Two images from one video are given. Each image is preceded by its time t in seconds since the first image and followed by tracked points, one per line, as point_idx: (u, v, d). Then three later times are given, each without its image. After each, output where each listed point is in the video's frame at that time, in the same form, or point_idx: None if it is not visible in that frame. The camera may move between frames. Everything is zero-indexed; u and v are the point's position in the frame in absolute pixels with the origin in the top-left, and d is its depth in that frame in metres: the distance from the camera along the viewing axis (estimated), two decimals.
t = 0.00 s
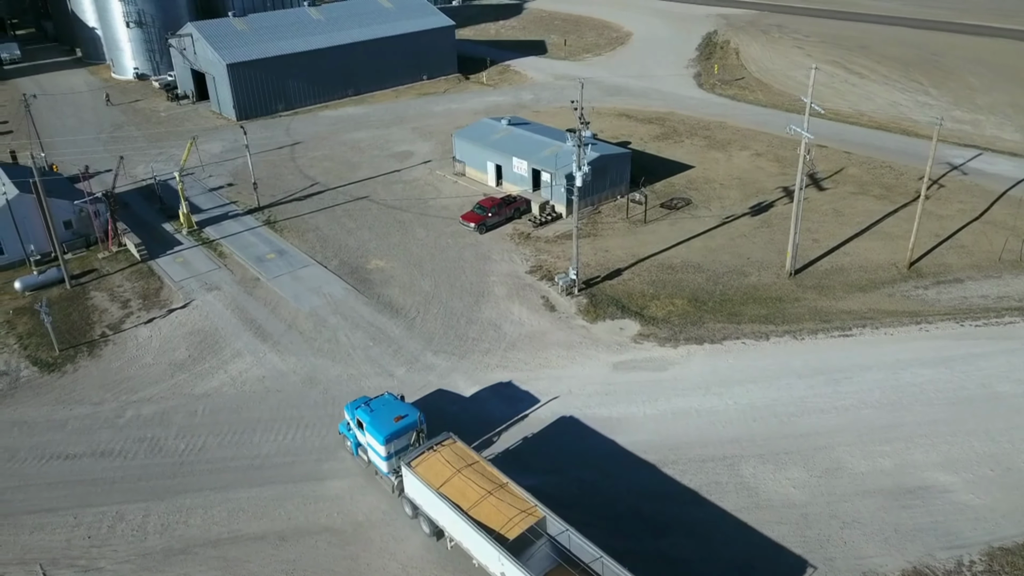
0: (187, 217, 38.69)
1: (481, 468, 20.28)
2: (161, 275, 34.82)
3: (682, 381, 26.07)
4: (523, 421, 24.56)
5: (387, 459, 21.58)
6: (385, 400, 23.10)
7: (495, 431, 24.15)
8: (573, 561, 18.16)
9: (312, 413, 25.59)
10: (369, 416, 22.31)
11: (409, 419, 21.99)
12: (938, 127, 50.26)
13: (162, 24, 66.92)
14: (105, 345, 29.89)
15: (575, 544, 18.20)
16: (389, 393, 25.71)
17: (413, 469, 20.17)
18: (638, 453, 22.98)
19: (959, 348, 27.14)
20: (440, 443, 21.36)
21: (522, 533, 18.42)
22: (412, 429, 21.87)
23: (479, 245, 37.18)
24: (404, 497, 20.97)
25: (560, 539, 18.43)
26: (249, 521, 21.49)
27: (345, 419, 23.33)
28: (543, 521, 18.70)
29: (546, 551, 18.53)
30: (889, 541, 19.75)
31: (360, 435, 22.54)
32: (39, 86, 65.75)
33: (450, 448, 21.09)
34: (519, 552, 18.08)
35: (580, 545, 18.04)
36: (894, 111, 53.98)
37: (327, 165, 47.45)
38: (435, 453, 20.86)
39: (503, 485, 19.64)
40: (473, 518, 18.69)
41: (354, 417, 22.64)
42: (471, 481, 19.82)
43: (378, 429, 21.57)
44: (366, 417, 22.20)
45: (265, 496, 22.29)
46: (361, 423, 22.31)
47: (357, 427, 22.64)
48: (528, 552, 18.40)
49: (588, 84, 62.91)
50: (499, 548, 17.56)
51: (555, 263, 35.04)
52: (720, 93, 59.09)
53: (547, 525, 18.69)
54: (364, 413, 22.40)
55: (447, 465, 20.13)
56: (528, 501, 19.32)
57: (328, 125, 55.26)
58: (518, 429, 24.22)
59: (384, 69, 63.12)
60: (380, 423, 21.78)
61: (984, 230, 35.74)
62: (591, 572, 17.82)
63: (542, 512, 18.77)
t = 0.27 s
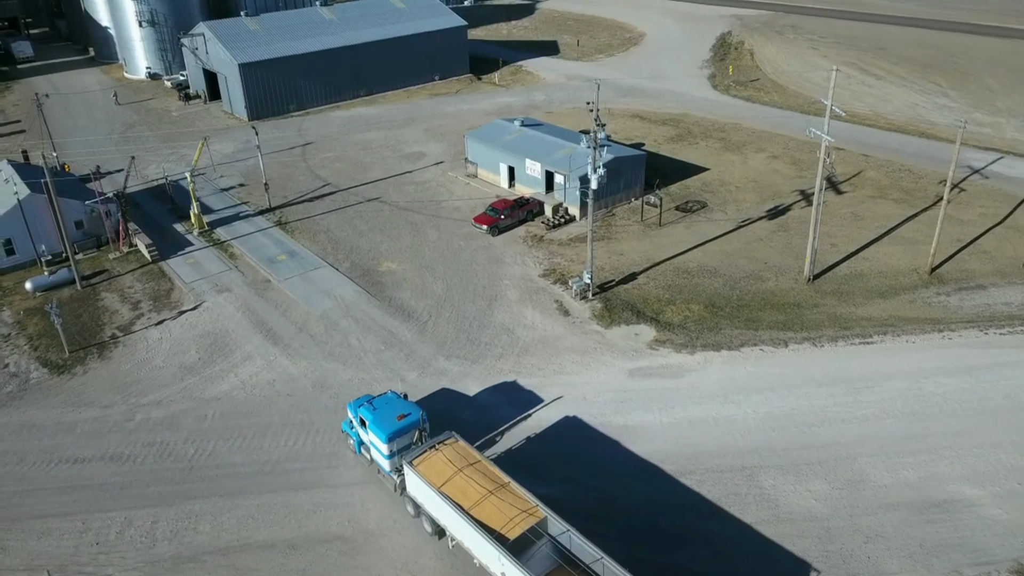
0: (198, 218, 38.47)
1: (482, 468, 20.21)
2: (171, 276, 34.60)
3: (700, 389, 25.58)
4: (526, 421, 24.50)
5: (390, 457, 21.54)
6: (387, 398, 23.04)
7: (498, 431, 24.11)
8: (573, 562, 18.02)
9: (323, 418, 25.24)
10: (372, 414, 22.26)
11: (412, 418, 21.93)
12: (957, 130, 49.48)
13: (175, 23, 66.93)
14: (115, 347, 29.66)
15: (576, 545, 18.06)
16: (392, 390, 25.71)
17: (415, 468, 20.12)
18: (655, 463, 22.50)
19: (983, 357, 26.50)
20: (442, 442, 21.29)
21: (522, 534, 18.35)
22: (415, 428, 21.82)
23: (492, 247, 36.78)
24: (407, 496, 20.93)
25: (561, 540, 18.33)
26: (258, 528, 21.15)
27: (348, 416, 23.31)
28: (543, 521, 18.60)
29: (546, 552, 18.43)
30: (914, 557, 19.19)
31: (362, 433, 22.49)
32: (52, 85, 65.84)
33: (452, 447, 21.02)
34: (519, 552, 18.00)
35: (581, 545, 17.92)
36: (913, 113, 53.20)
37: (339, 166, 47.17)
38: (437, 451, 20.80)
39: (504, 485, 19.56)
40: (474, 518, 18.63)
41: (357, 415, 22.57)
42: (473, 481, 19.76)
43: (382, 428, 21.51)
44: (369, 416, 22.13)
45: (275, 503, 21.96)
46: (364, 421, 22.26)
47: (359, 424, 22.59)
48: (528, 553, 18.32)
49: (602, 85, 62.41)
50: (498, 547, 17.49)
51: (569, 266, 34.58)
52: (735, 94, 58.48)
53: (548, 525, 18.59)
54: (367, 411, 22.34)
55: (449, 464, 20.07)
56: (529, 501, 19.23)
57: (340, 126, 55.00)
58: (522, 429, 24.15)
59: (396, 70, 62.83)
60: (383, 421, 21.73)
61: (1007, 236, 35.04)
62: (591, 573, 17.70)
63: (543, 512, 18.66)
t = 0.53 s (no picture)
0: (210, 219, 38.19)
1: (484, 467, 20.07)
2: (182, 278, 34.31)
3: (719, 398, 25.04)
4: (529, 420, 24.49)
5: (391, 455, 21.39)
6: (390, 397, 22.95)
7: (501, 430, 24.10)
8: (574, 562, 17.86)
9: (335, 425, 24.84)
10: (375, 412, 22.15)
11: (414, 416, 21.80)
12: (978, 133, 48.65)
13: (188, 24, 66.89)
14: (125, 350, 29.37)
15: (577, 545, 17.90)
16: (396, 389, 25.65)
17: (416, 467, 20.01)
18: (673, 475, 21.97)
19: (1011, 367, 25.82)
20: (444, 440, 21.13)
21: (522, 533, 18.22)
22: (417, 426, 21.72)
23: (505, 251, 36.33)
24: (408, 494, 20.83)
25: (561, 540, 18.19)
26: (269, 538, 20.76)
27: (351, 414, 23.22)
28: (544, 521, 18.44)
29: (547, 551, 18.29)
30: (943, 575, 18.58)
31: (365, 431, 22.36)
32: (65, 85, 65.91)
33: (454, 445, 20.88)
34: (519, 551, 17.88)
35: (581, 545, 17.77)
36: (932, 116, 52.41)
37: (350, 167, 46.84)
38: (438, 450, 20.67)
39: (505, 484, 19.42)
40: (475, 516, 18.52)
41: (359, 412, 22.48)
42: (474, 479, 19.62)
43: (384, 425, 21.35)
44: (371, 413, 22.02)
45: (286, 512, 21.56)
46: (366, 419, 22.14)
47: (362, 422, 22.48)
48: (529, 552, 18.21)
49: (615, 86, 61.88)
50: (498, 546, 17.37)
51: (583, 270, 34.07)
52: (750, 96, 57.83)
53: (549, 525, 18.44)
54: (369, 409, 22.22)
55: (450, 462, 19.94)
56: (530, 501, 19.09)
57: (351, 127, 54.71)
58: (524, 428, 24.13)
59: (408, 70, 62.51)
60: (385, 419, 21.62)
61: None
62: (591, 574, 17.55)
63: (543, 512, 18.52)
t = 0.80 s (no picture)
0: (220, 222, 37.91)
1: (484, 466, 20.02)
2: (192, 281, 34.00)
3: (737, 408, 24.52)
4: (531, 420, 24.46)
5: (392, 454, 21.44)
6: (391, 395, 22.95)
7: (503, 430, 24.07)
8: (573, 563, 17.83)
9: (345, 433, 24.43)
10: (375, 411, 22.16)
11: (415, 415, 21.82)
12: (998, 138, 47.86)
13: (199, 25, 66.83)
14: (134, 354, 29.07)
15: (576, 546, 17.84)
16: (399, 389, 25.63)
17: (416, 466, 19.96)
18: (691, 488, 21.43)
19: None
20: (445, 438, 21.05)
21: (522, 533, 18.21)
22: (418, 425, 21.73)
23: (517, 255, 35.87)
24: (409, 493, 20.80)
25: (561, 540, 18.15)
26: (278, 549, 20.36)
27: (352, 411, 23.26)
28: (544, 521, 18.41)
29: (546, 552, 18.26)
30: None
31: (365, 429, 22.40)
32: (77, 87, 65.93)
33: (454, 444, 20.82)
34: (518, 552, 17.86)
35: (581, 547, 17.69)
36: (950, 120, 51.63)
37: (361, 170, 46.50)
38: (438, 449, 20.60)
39: (505, 484, 19.38)
40: (475, 516, 18.50)
41: (360, 411, 22.52)
42: (474, 479, 19.58)
43: (385, 424, 21.38)
44: (372, 412, 22.04)
45: (295, 523, 21.14)
46: (367, 418, 22.17)
47: (363, 421, 22.51)
48: (527, 553, 18.20)
49: (627, 89, 61.38)
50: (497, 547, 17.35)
51: (597, 276, 33.56)
52: (764, 99, 57.22)
53: (548, 525, 18.41)
54: (370, 408, 22.24)
55: (450, 462, 19.87)
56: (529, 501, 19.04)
57: (362, 129, 54.40)
58: (526, 428, 24.09)
59: (419, 73, 62.19)
60: (386, 418, 21.65)
61: None
62: None
63: (543, 512, 18.47)
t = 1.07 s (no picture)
0: (229, 227, 37.59)
1: (484, 468, 20.02)
2: (201, 287, 33.68)
3: (756, 421, 23.98)
4: (533, 422, 24.39)
5: (392, 455, 21.50)
6: (392, 396, 22.99)
7: (503, 432, 24.00)
8: (571, 566, 17.63)
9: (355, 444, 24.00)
10: (376, 412, 22.23)
11: (415, 417, 21.86)
12: (1018, 145, 47.12)
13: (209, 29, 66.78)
14: (142, 361, 28.74)
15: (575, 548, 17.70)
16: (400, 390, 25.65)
17: (416, 467, 20.00)
18: (710, 504, 20.89)
19: None
20: (445, 440, 21.09)
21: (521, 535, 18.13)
22: (418, 427, 21.75)
23: (529, 262, 35.42)
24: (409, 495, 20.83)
25: (560, 543, 18.04)
26: (287, 564, 19.93)
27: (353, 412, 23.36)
28: (543, 524, 18.33)
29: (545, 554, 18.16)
30: None
31: (366, 430, 22.47)
32: (88, 90, 65.94)
33: (455, 445, 20.85)
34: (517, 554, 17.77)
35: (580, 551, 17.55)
36: (967, 126, 50.93)
37: (371, 174, 46.17)
38: (439, 450, 20.65)
39: (504, 486, 19.35)
40: (474, 517, 18.46)
41: (361, 412, 22.58)
42: (474, 480, 19.58)
43: (385, 425, 21.43)
44: (373, 413, 22.11)
45: (304, 537, 20.71)
46: (368, 418, 22.24)
47: (363, 422, 22.59)
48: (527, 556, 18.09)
49: (639, 94, 60.91)
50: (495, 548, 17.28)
51: (611, 284, 33.04)
52: (778, 104, 56.63)
53: (547, 527, 18.31)
54: (371, 409, 22.31)
55: (450, 463, 19.91)
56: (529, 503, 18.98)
57: (372, 133, 54.12)
58: (527, 431, 24.03)
59: (429, 77, 61.89)
60: (386, 418, 21.70)
61: None
62: None
63: (542, 514, 18.39)
